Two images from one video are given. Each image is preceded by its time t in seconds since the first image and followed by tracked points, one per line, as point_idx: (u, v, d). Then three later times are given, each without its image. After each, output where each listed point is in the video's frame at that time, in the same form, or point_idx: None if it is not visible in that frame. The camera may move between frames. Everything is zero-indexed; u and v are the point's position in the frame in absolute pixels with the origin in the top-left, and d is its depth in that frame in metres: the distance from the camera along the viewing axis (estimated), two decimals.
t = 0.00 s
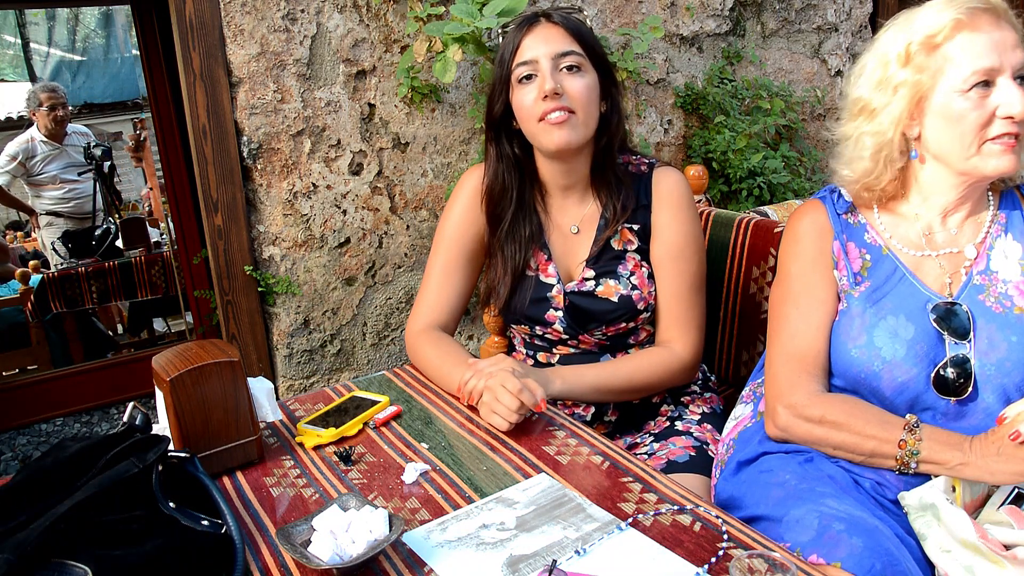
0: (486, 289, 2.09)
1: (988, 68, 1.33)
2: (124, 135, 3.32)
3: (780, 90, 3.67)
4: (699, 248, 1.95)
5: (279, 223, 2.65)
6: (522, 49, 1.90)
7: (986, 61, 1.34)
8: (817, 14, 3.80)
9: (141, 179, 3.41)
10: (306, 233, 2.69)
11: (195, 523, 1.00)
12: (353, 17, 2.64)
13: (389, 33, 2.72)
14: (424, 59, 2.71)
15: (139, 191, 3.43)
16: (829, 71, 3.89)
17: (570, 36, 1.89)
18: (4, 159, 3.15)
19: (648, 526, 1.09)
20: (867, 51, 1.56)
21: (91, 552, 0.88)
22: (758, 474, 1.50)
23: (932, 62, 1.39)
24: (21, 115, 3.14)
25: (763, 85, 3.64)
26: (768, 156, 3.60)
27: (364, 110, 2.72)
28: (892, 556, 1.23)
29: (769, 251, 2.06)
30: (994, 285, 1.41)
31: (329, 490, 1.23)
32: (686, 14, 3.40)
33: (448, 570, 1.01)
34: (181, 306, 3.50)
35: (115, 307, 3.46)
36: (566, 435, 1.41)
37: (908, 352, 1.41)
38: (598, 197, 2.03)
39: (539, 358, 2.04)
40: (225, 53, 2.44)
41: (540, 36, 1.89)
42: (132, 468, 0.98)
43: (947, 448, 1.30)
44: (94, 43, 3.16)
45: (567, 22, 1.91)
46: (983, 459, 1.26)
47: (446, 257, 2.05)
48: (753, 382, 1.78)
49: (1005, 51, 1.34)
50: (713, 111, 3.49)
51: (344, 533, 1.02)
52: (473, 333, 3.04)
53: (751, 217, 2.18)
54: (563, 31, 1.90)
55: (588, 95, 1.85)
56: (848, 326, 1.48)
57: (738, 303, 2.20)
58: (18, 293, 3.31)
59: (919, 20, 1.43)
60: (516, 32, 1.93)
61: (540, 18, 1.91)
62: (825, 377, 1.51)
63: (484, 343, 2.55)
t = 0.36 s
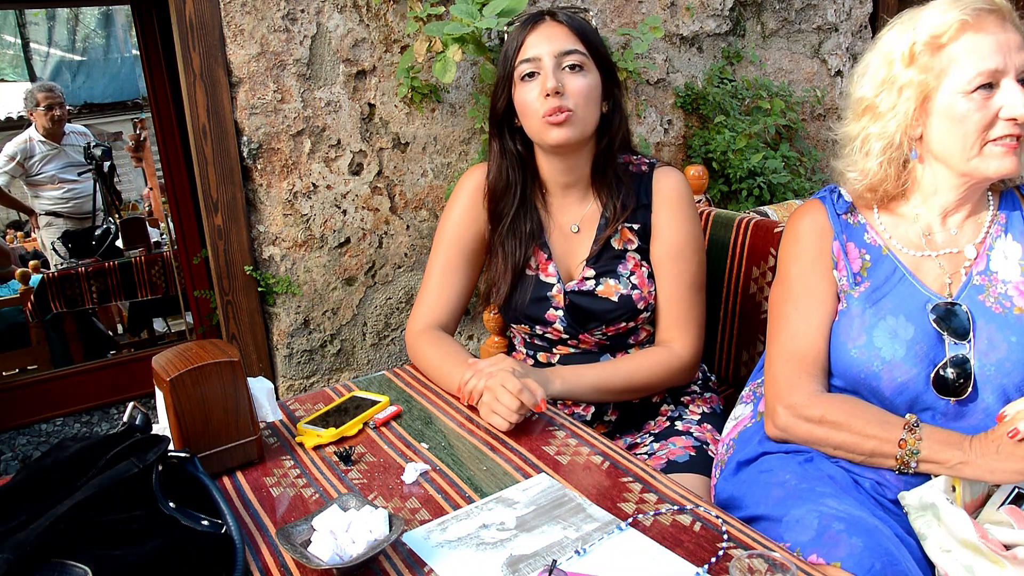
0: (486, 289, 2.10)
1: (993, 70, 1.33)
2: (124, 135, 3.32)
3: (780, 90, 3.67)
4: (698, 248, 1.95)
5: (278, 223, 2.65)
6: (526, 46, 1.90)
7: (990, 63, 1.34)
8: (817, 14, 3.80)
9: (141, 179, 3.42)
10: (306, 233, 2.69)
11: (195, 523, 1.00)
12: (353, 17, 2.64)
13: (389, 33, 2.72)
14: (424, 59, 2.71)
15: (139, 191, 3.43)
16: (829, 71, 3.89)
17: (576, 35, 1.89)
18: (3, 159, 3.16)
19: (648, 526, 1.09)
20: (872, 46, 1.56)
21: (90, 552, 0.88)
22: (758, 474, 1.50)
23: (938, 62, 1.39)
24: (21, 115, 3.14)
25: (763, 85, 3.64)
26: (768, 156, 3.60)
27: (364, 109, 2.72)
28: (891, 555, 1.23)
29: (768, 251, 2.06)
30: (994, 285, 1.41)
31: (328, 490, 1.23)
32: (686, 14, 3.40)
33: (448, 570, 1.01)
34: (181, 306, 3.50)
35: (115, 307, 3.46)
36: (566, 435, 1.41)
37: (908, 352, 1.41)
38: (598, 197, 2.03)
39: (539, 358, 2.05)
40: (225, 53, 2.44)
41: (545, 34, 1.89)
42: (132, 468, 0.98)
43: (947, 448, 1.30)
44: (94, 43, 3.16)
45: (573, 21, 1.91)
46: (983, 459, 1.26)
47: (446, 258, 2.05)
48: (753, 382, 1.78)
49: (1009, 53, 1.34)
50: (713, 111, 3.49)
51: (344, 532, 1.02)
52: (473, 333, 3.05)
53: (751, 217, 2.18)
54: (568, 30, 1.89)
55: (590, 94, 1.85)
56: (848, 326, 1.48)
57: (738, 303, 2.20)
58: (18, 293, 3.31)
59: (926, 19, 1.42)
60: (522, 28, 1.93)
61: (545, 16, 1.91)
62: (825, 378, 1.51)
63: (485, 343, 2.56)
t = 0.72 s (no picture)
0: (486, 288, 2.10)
1: (992, 74, 1.33)
2: (124, 135, 3.33)
3: (780, 90, 3.67)
4: (698, 247, 1.95)
5: (279, 223, 2.65)
6: (524, 50, 1.88)
7: (991, 67, 1.33)
8: (817, 14, 3.80)
9: (141, 179, 3.42)
10: (306, 233, 2.69)
11: (195, 523, 1.00)
12: (353, 17, 2.64)
13: (389, 33, 2.72)
14: (425, 59, 2.71)
15: (139, 191, 3.43)
16: (829, 71, 3.88)
17: (572, 39, 1.87)
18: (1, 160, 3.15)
19: (648, 526, 1.09)
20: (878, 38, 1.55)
21: (90, 552, 0.88)
22: (758, 474, 1.50)
23: (939, 65, 1.39)
24: (21, 115, 3.14)
25: (763, 85, 3.64)
26: (768, 156, 3.60)
27: (364, 109, 2.72)
28: (891, 556, 1.23)
29: (768, 251, 2.06)
30: (994, 285, 1.41)
31: (329, 490, 1.23)
32: (686, 14, 3.40)
33: (448, 570, 1.01)
34: (181, 306, 3.50)
35: (115, 307, 3.46)
36: (566, 435, 1.41)
37: (908, 352, 1.41)
38: (598, 197, 2.02)
39: (540, 358, 2.05)
40: (225, 53, 2.44)
41: (542, 38, 1.87)
42: (132, 468, 0.98)
43: (947, 448, 1.30)
44: (94, 43, 3.16)
45: (569, 23, 1.89)
46: (983, 459, 1.26)
47: (446, 257, 2.05)
48: (753, 382, 1.78)
49: (1011, 56, 1.34)
50: (713, 111, 3.49)
51: (344, 533, 1.02)
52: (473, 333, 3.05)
53: (751, 217, 2.18)
54: (565, 34, 1.87)
55: (586, 103, 1.85)
56: (849, 326, 1.48)
57: (738, 303, 2.20)
58: (18, 293, 3.31)
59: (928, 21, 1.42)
60: (521, 29, 1.91)
61: (542, 17, 1.89)
62: (825, 378, 1.51)
63: (485, 343, 2.56)
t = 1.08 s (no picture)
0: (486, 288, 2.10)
1: (974, 80, 1.33)
2: (124, 135, 3.33)
3: (780, 90, 3.67)
4: (698, 247, 1.95)
5: (279, 223, 2.65)
6: (526, 50, 1.88)
7: (974, 72, 1.33)
8: (817, 14, 3.80)
9: (141, 179, 3.42)
10: (306, 233, 2.69)
11: (195, 523, 0.99)
12: (353, 17, 2.65)
13: (389, 33, 2.72)
14: (425, 59, 2.71)
15: (139, 191, 3.43)
16: (829, 71, 3.88)
17: (573, 40, 1.86)
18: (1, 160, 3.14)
19: (648, 526, 1.09)
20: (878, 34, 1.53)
21: (90, 551, 0.88)
22: (758, 474, 1.50)
23: (926, 69, 1.39)
24: (21, 115, 3.14)
25: (763, 85, 3.64)
26: (768, 156, 3.60)
27: (364, 110, 2.72)
28: (891, 556, 1.23)
29: (768, 251, 2.06)
30: (995, 285, 1.41)
31: (329, 490, 1.23)
32: (686, 14, 3.40)
33: (448, 570, 1.01)
34: (181, 306, 3.50)
35: (115, 307, 3.46)
36: (566, 435, 1.41)
37: (908, 352, 1.41)
38: (598, 197, 2.02)
39: (541, 359, 2.05)
40: (225, 53, 2.43)
41: (544, 39, 1.86)
42: (132, 468, 0.98)
43: (947, 448, 1.30)
44: (94, 43, 3.16)
45: (570, 23, 1.88)
46: (984, 459, 1.26)
47: (447, 257, 2.05)
48: (753, 382, 1.78)
49: (998, 60, 1.32)
50: (713, 111, 3.49)
51: (344, 532, 1.02)
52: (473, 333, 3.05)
53: (751, 217, 2.18)
54: (566, 35, 1.86)
55: (587, 104, 1.85)
56: (849, 325, 1.48)
57: (737, 303, 2.20)
58: (18, 293, 3.32)
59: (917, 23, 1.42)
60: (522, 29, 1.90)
61: (543, 18, 1.88)
62: (825, 377, 1.51)
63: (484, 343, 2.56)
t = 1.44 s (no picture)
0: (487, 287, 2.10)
1: (926, 81, 1.37)
2: (124, 135, 3.33)
3: (780, 90, 3.67)
4: (698, 247, 1.95)
5: (279, 223, 2.65)
6: (523, 55, 1.87)
7: (918, 72, 1.38)
8: (817, 14, 3.80)
9: (141, 179, 3.42)
10: (306, 233, 2.69)
11: (195, 523, 0.99)
12: (353, 17, 2.65)
13: (389, 33, 2.72)
14: (425, 59, 2.71)
15: (139, 191, 3.43)
16: (829, 71, 3.88)
17: (573, 42, 1.87)
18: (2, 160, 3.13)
19: (648, 526, 1.09)
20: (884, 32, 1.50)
21: (91, 551, 0.88)
22: (758, 474, 1.50)
23: (892, 67, 1.45)
24: (21, 115, 3.13)
25: (763, 85, 3.64)
26: (768, 156, 3.60)
27: (364, 109, 2.72)
28: (891, 557, 1.23)
29: (768, 251, 2.06)
30: (995, 284, 1.41)
31: (329, 490, 1.23)
32: (686, 14, 3.40)
33: (448, 570, 1.01)
34: (181, 306, 3.50)
35: (115, 307, 3.46)
36: (566, 435, 1.41)
37: (909, 352, 1.41)
38: (597, 197, 2.02)
39: (541, 359, 2.05)
40: (225, 53, 2.43)
41: (542, 41, 1.85)
42: (132, 468, 0.98)
43: (946, 447, 1.30)
44: (94, 43, 3.16)
45: (565, 24, 1.87)
46: (982, 458, 1.26)
47: (447, 257, 2.05)
48: (753, 382, 1.78)
49: (955, 59, 1.34)
50: (713, 111, 3.49)
51: (344, 533, 1.02)
52: (473, 333, 3.05)
53: (751, 217, 2.18)
54: (563, 36, 1.86)
55: (589, 105, 1.86)
56: (849, 325, 1.48)
57: (738, 304, 2.20)
58: (18, 293, 3.32)
59: (899, 23, 1.46)
60: (517, 33, 1.89)
61: (539, 20, 1.88)
62: (826, 377, 1.51)
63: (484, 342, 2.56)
